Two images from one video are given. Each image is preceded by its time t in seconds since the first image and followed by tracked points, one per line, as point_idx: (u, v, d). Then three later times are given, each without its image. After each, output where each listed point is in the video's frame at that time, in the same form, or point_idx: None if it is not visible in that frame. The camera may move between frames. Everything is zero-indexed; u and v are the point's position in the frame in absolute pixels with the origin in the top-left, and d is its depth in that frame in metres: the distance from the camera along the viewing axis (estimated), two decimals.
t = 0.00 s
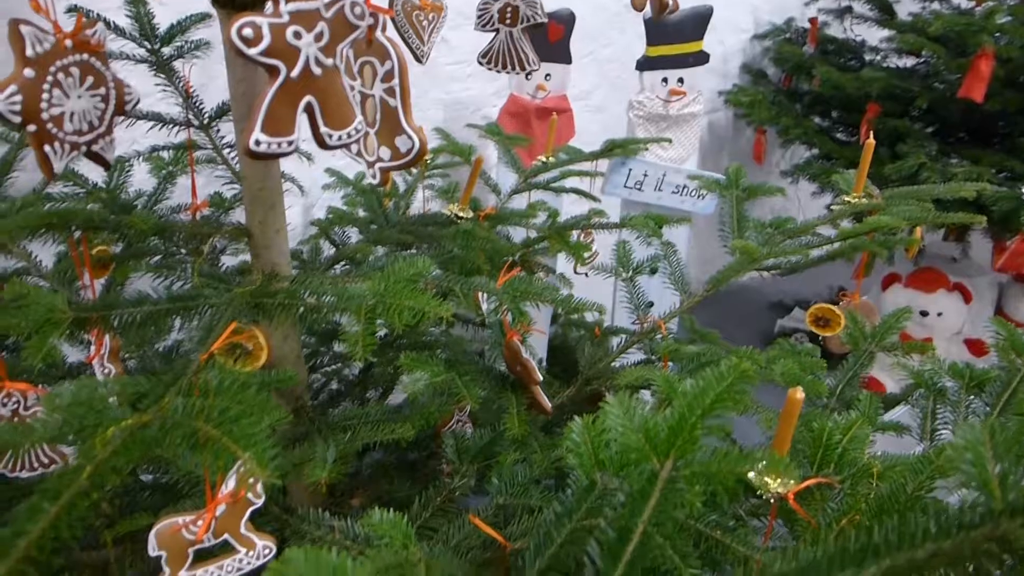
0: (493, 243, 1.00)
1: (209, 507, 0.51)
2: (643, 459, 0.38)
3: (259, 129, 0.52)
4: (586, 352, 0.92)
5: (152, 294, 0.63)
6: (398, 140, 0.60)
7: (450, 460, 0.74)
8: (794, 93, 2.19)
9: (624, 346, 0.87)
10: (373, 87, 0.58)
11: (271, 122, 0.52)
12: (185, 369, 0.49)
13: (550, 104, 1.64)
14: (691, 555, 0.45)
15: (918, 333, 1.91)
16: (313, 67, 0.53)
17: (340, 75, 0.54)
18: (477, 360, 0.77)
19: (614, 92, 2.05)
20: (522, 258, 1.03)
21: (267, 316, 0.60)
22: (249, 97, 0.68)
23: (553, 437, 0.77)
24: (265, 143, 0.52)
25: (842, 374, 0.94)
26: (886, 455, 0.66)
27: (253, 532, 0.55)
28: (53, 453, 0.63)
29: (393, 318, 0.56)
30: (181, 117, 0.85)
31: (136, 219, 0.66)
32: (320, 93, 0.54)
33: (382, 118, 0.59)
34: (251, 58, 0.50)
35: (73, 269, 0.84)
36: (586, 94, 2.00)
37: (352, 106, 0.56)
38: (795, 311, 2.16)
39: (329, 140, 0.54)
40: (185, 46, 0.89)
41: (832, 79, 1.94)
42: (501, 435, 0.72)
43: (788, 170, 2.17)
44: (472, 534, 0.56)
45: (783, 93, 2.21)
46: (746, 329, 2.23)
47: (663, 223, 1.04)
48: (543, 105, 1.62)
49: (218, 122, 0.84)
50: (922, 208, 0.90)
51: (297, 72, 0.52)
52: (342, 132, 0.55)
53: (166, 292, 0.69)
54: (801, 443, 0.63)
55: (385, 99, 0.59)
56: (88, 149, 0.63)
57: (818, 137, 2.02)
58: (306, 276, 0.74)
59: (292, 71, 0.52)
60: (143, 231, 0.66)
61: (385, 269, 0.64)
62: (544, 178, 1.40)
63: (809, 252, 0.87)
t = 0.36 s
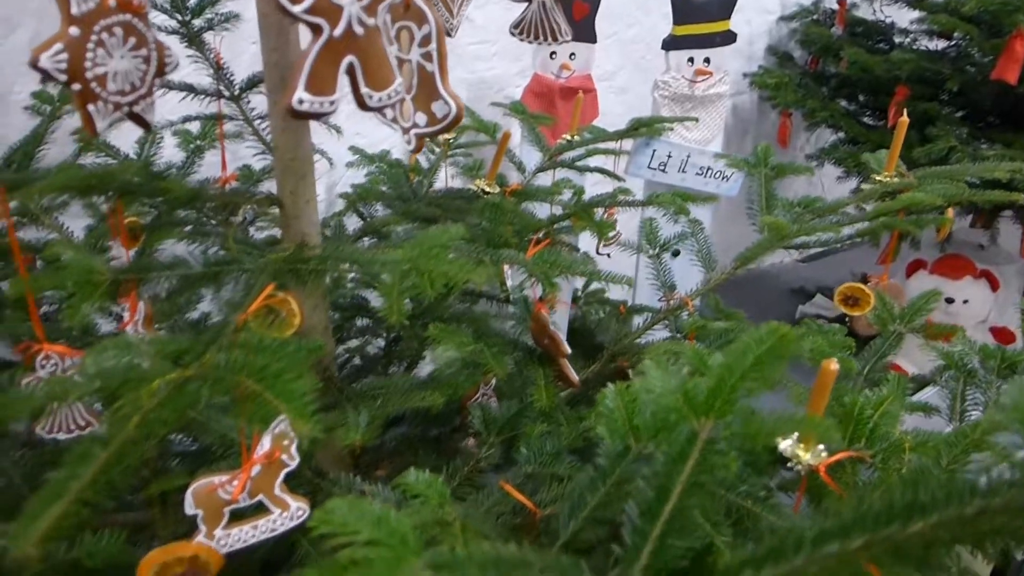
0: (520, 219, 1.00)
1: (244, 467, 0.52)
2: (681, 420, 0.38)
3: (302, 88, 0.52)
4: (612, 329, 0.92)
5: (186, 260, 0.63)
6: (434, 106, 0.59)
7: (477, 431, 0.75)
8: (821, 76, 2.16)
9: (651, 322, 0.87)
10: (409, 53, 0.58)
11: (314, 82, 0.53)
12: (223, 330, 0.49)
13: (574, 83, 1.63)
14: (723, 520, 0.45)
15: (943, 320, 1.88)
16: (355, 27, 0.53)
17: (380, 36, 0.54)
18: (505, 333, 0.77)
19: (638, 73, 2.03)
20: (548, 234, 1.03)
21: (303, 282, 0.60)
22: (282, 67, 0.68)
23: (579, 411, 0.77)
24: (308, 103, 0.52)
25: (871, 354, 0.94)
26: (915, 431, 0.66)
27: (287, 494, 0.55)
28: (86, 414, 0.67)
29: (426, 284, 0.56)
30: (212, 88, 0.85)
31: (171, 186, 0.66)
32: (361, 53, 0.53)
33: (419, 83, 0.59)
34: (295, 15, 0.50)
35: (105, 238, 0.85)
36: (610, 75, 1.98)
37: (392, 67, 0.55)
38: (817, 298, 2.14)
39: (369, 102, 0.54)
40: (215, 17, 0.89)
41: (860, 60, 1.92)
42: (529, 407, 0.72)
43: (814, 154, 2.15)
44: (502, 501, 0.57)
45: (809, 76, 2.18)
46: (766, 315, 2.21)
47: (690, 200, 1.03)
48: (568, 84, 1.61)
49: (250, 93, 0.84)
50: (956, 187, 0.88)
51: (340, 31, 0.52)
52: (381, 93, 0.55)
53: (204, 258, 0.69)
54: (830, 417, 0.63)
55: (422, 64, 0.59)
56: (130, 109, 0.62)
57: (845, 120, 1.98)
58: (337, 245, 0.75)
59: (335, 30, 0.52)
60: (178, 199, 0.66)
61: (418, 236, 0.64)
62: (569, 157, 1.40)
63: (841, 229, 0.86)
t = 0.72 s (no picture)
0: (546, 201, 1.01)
1: (289, 432, 0.54)
2: (722, 381, 0.40)
3: (356, 60, 0.55)
4: (636, 310, 0.93)
5: (229, 233, 0.65)
6: (476, 82, 0.60)
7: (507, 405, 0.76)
8: (842, 65, 2.15)
9: (676, 302, 0.88)
10: (452, 30, 0.59)
11: (367, 54, 0.55)
12: (273, 295, 0.51)
13: (596, 70, 1.63)
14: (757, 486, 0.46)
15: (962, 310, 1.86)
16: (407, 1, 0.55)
17: (430, 10, 0.56)
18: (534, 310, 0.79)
19: (658, 61, 2.03)
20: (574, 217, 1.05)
21: (344, 255, 0.61)
22: (320, 46, 0.70)
23: (606, 388, 0.79)
24: (361, 74, 0.55)
25: (895, 336, 0.94)
26: (941, 407, 0.67)
27: (329, 460, 0.57)
28: (131, 384, 0.69)
29: (464, 256, 0.58)
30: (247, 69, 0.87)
31: (215, 160, 0.68)
32: (412, 27, 0.56)
33: (461, 59, 0.60)
34: None
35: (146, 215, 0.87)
36: (630, 63, 1.98)
37: (440, 40, 0.57)
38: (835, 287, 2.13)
39: (417, 75, 0.57)
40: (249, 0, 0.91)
41: (882, 48, 1.91)
42: (557, 382, 0.74)
43: (834, 143, 2.14)
44: (535, 469, 0.58)
45: (830, 65, 2.17)
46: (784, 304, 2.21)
47: (715, 184, 1.04)
48: (590, 71, 1.62)
49: (284, 74, 0.86)
50: (981, 170, 0.89)
51: (392, 5, 0.54)
52: (429, 66, 0.57)
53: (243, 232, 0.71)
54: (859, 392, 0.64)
55: (464, 41, 0.59)
56: (184, 85, 0.56)
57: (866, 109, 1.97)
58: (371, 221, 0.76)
59: (387, 4, 0.54)
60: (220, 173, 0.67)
61: (456, 211, 0.65)
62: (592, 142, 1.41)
63: (866, 211, 0.86)
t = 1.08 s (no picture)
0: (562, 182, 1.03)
1: (321, 398, 0.56)
2: (745, 344, 0.41)
3: (395, 34, 0.56)
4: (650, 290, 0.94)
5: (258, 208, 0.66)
6: (504, 59, 0.62)
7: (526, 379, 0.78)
8: (853, 53, 2.15)
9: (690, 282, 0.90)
10: (481, 8, 0.61)
11: (404, 29, 0.57)
12: (309, 265, 0.53)
13: (608, 56, 1.64)
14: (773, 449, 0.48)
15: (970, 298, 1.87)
16: None
17: None
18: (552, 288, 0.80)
19: (669, 48, 2.03)
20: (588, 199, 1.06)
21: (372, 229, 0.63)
22: (346, 27, 0.72)
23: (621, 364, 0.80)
24: (399, 48, 0.57)
25: (905, 317, 0.95)
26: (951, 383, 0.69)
27: (358, 426, 0.59)
28: (162, 354, 0.71)
29: (490, 230, 0.60)
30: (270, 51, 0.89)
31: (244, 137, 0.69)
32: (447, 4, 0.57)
33: (490, 36, 0.62)
34: None
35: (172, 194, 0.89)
36: (641, 50, 1.99)
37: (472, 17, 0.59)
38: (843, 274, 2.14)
39: (451, 50, 0.58)
40: None
41: (893, 36, 1.91)
42: (575, 357, 0.76)
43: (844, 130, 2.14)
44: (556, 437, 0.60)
45: (841, 52, 2.17)
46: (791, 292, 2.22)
47: (728, 167, 1.05)
48: (602, 57, 1.63)
49: (306, 56, 0.87)
50: (993, 153, 0.90)
51: None
52: (463, 42, 0.58)
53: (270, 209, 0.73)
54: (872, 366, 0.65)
55: (493, 19, 0.61)
56: (223, 61, 0.58)
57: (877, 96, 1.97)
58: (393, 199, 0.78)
59: None
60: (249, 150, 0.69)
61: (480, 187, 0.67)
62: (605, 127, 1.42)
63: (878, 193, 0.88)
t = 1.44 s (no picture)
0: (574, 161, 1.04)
1: (343, 363, 0.58)
2: (759, 308, 0.43)
3: (424, 4, 0.58)
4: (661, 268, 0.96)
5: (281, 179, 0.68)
6: (525, 32, 0.63)
7: (539, 352, 0.80)
8: (864, 39, 2.15)
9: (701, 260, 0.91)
10: None
11: None
12: (334, 232, 0.55)
13: (619, 39, 1.65)
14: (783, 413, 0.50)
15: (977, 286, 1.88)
16: None
17: None
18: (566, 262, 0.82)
19: (680, 33, 2.03)
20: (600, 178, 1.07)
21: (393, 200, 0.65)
22: (365, 3, 0.73)
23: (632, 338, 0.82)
24: (428, 18, 0.58)
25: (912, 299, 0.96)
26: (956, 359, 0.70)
27: (378, 391, 0.60)
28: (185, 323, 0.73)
29: (509, 201, 0.61)
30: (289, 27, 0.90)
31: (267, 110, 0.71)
32: None
33: (511, 9, 0.63)
34: None
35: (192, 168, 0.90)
36: (652, 35, 1.99)
37: None
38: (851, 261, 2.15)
39: (478, 21, 0.59)
40: None
41: (906, 22, 1.91)
42: (587, 331, 0.77)
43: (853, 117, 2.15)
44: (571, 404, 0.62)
45: (852, 39, 2.17)
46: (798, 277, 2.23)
47: (739, 148, 1.06)
48: (613, 40, 1.63)
49: (324, 33, 0.89)
50: (1003, 135, 0.91)
51: None
52: (489, 13, 0.59)
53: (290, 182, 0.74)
54: (880, 340, 0.66)
55: None
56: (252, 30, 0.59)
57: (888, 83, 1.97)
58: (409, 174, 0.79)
59: None
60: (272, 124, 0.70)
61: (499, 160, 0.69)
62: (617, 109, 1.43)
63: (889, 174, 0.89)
